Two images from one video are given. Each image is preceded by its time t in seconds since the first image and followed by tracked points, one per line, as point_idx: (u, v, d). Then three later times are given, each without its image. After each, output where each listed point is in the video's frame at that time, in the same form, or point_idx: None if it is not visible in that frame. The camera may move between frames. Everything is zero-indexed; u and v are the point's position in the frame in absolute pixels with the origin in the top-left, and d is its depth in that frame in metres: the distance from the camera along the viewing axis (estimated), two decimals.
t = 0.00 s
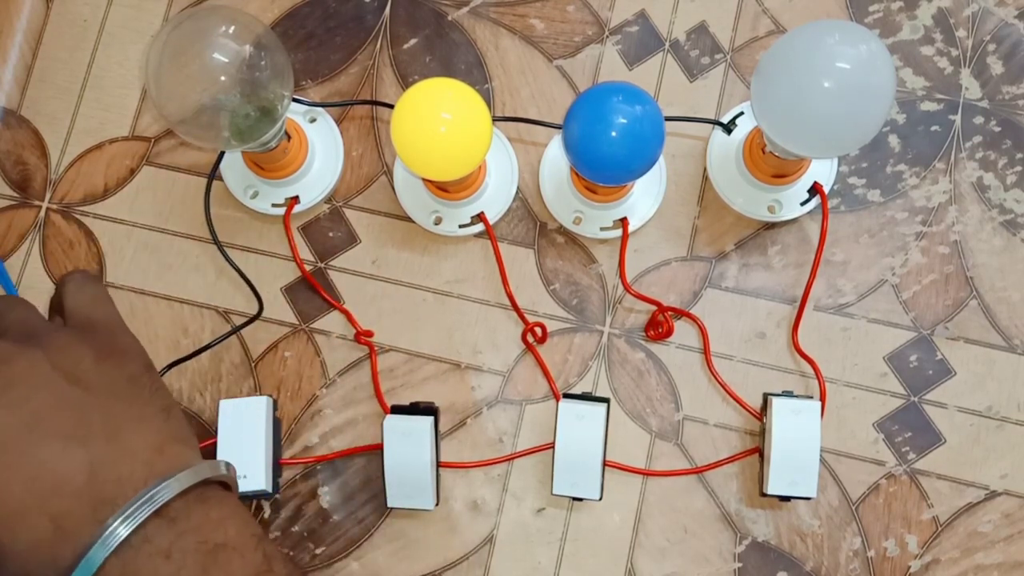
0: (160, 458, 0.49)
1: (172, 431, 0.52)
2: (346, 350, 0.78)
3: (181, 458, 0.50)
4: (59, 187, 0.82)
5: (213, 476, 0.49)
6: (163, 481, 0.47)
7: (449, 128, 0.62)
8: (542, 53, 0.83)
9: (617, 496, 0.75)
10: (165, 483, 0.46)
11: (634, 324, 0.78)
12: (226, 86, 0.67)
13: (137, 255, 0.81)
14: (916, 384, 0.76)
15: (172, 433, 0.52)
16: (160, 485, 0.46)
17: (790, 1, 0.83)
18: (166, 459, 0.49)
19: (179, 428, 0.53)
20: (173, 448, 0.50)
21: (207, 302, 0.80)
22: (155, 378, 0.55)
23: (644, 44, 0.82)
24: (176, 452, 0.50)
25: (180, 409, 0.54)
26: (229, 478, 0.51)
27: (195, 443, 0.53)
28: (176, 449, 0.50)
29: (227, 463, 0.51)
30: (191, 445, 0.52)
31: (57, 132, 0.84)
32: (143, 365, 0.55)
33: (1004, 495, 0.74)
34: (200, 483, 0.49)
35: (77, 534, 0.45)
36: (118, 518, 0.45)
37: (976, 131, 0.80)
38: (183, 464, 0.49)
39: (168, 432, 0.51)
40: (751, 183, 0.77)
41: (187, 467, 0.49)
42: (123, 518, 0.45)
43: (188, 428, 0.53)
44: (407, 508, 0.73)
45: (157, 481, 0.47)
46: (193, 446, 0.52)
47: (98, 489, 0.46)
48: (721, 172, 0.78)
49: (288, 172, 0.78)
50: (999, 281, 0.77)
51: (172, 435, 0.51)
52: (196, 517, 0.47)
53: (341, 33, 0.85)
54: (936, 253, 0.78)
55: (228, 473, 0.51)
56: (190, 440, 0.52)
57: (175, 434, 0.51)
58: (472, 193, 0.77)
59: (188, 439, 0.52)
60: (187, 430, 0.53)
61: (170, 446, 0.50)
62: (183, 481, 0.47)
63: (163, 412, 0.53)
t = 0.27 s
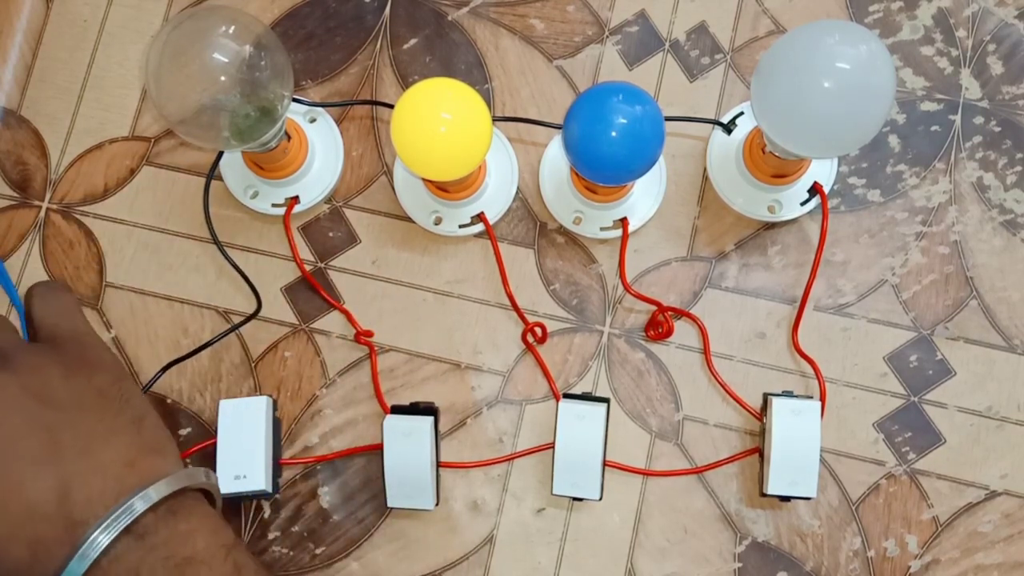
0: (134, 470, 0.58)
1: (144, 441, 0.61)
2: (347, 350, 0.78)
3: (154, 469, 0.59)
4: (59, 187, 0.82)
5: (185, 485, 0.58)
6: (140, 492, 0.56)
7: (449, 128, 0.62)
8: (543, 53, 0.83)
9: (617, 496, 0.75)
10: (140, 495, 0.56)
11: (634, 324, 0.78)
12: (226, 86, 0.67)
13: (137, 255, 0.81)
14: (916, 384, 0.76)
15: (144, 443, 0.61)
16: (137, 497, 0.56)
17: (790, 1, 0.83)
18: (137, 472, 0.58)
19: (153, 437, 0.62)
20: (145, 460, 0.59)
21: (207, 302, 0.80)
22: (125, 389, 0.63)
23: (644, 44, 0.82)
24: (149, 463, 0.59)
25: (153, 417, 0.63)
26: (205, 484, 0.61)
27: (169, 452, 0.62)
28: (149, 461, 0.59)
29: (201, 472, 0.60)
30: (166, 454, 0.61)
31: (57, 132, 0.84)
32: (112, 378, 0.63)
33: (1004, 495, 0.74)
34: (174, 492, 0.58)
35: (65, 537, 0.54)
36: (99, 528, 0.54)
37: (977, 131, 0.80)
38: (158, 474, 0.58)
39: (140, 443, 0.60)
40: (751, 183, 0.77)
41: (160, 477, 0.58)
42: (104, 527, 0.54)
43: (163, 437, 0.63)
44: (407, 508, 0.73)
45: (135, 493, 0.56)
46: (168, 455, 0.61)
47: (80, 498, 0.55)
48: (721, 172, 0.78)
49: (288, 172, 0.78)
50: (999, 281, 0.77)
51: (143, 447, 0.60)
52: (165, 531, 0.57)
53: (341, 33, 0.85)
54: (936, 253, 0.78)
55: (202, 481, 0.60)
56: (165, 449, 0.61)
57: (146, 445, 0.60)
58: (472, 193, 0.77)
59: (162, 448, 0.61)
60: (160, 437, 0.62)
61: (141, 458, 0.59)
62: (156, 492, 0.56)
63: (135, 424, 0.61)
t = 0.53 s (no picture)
0: (123, 477, 0.61)
1: (134, 447, 0.63)
2: (347, 350, 0.78)
3: (143, 476, 0.61)
4: (59, 187, 0.82)
5: (176, 491, 0.61)
6: (131, 498, 0.59)
7: (449, 128, 0.62)
8: (543, 53, 0.83)
9: (617, 496, 0.75)
10: (131, 500, 0.58)
11: (634, 324, 0.78)
12: (226, 87, 0.67)
13: (137, 254, 0.81)
14: (916, 384, 0.76)
15: (134, 448, 0.63)
16: (129, 501, 0.58)
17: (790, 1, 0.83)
18: (127, 479, 0.60)
19: (144, 443, 0.64)
20: (135, 467, 0.61)
21: (207, 302, 0.80)
22: (117, 395, 0.66)
23: (644, 44, 0.82)
24: (138, 469, 0.61)
25: (145, 422, 0.66)
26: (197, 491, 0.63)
27: (160, 458, 0.64)
28: (138, 468, 0.61)
29: (193, 479, 0.62)
30: (157, 460, 0.64)
31: (57, 132, 0.84)
32: (103, 385, 0.65)
33: (1004, 495, 0.74)
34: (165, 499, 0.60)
35: (54, 543, 0.57)
36: (91, 533, 0.57)
37: (977, 130, 0.80)
38: (147, 481, 0.61)
39: (130, 449, 0.63)
40: (751, 183, 0.77)
41: (148, 484, 0.61)
42: (95, 533, 0.57)
43: (154, 442, 0.65)
44: (407, 509, 0.73)
45: (127, 499, 0.59)
46: (159, 461, 0.63)
47: (69, 505, 0.58)
48: (721, 172, 0.78)
49: (288, 172, 0.78)
50: (1000, 281, 0.77)
51: (133, 452, 0.62)
52: (152, 538, 0.59)
53: (341, 33, 0.85)
54: (936, 253, 0.78)
55: (194, 487, 0.63)
56: (155, 454, 0.64)
57: (136, 451, 0.63)
58: (472, 193, 0.77)
59: (152, 454, 0.63)
60: (151, 442, 0.64)
61: (130, 464, 0.62)
62: (146, 498, 0.59)
63: (126, 430, 0.64)
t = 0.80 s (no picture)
0: (120, 476, 0.61)
1: (134, 446, 0.63)
2: (347, 350, 0.78)
3: (141, 477, 0.61)
4: (59, 187, 0.82)
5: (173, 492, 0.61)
6: (128, 498, 0.58)
7: (449, 128, 0.62)
8: (543, 53, 0.83)
9: (617, 496, 0.75)
10: (128, 501, 0.58)
11: (634, 324, 0.78)
12: (226, 87, 0.67)
13: (137, 255, 0.81)
14: (915, 384, 0.76)
15: (133, 448, 0.63)
16: (126, 502, 0.58)
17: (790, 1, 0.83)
18: (124, 478, 0.61)
19: (143, 442, 0.64)
20: (132, 466, 0.62)
21: (206, 303, 0.80)
22: (119, 395, 0.66)
23: (644, 44, 0.82)
24: (135, 470, 0.62)
25: (145, 422, 0.66)
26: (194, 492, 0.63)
27: (159, 458, 0.64)
28: (136, 468, 0.62)
29: (189, 480, 0.62)
30: (155, 459, 0.64)
31: (57, 132, 0.84)
32: (105, 385, 0.66)
33: (1004, 495, 0.74)
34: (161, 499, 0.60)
35: (51, 540, 0.57)
36: (87, 533, 0.57)
37: (977, 131, 0.80)
38: (144, 481, 0.61)
39: (129, 448, 0.63)
40: (751, 183, 0.77)
41: (146, 484, 0.61)
42: (92, 533, 0.57)
43: (154, 442, 0.65)
44: (407, 508, 0.73)
45: (124, 499, 0.59)
46: (158, 461, 0.64)
47: (66, 503, 0.58)
48: (721, 172, 0.78)
49: (288, 172, 0.78)
50: (1000, 281, 0.77)
51: (132, 452, 0.63)
52: (148, 539, 0.59)
53: (341, 33, 0.85)
54: (936, 253, 0.78)
55: (190, 488, 0.62)
56: (154, 454, 0.64)
57: (135, 451, 0.63)
58: (472, 193, 0.77)
59: (151, 453, 0.64)
60: (150, 442, 0.64)
61: (129, 463, 0.62)
62: (144, 498, 0.59)
63: (126, 429, 0.64)
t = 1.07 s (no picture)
0: (118, 484, 0.61)
1: (132, 455, 0.63)
2: (347, 350, 0.78)
3: (138, 485, 0.61)
4: (59, 187, 0.82)
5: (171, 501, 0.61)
6: (126, 507, 0.58)
7: (449, 128, 0.62)
8: (543, 53, 0.83)
9: (617, 496, 0.75)
10: (126, 510, 0.58)
11: (634, 324, 0.78)
12: (226, 87, 0.67)
13: (137, 254, 0.81)
14: (915, 384, 0.76)
15: (132, 457, 0.63)
16: (124, 511, 0.58)
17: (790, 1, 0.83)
18: (121, 486, 0.61)
19: (141, 451, 0.64)
20: (130, 475, 0.62)
21: (206, 302, 0.80)
22: (119, 403, 0.66)
23: (644, 44, 0.82)
24: (133, 478, 0.62)
25: (143, 431, 0.66)
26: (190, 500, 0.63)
27: (156, 465, 0.64)
28: (134, 476, 0.62)
29: (187, 489, 0.62)
30: (153, 468, 0.64)
31: (57, 132, 0.84)
32: (105, 394, 0.66)
33: (1004, 495, 0.74)
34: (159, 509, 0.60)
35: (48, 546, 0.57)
36: (85, 542, 0.56)
37: (977, 130, 0.80)
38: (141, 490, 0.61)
39: (128, 457, 0.63)
40: (751, 183, 0.77)
41: (143, 493, 0.61)
42: (89, 542, 0.56)
43: (152, 451, 0.65)
44: (407, 509, 0.73)
45: (122, 509, 0.58)
46: (154, 469, 0.64)
47: (63, 510, 0.58)
48: (721, 172, 0.78)
49: (288, 172, 0.78)
50: (999, 281, 0.77)
51: (131, 461, 0.63)
52: (144, 547, 0.59)
53: (341, 33, 0.85)
54: (936, 253, 0.78)
55: (187, 497, 0.62)
56: (151, 463, 0.64)
57: (133, 459, 0.63)
58: (472, 193, 0.77)
59: (149, 462, 0.64)
60: (149, 451, 0.65)
61: (127, 471, 0.62)
62: (142, 507, 0.59)
63: (125, 437, 0.64)
